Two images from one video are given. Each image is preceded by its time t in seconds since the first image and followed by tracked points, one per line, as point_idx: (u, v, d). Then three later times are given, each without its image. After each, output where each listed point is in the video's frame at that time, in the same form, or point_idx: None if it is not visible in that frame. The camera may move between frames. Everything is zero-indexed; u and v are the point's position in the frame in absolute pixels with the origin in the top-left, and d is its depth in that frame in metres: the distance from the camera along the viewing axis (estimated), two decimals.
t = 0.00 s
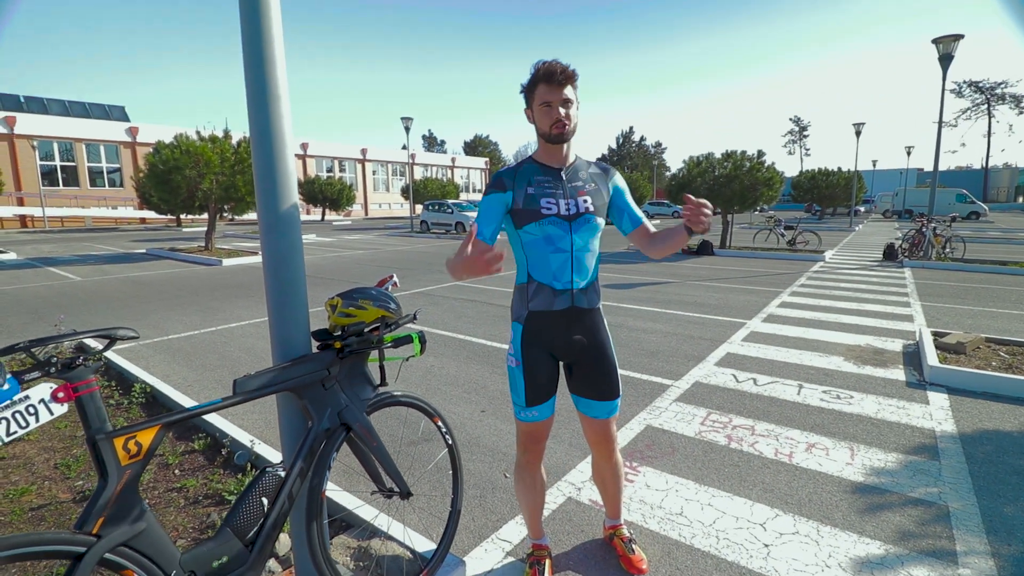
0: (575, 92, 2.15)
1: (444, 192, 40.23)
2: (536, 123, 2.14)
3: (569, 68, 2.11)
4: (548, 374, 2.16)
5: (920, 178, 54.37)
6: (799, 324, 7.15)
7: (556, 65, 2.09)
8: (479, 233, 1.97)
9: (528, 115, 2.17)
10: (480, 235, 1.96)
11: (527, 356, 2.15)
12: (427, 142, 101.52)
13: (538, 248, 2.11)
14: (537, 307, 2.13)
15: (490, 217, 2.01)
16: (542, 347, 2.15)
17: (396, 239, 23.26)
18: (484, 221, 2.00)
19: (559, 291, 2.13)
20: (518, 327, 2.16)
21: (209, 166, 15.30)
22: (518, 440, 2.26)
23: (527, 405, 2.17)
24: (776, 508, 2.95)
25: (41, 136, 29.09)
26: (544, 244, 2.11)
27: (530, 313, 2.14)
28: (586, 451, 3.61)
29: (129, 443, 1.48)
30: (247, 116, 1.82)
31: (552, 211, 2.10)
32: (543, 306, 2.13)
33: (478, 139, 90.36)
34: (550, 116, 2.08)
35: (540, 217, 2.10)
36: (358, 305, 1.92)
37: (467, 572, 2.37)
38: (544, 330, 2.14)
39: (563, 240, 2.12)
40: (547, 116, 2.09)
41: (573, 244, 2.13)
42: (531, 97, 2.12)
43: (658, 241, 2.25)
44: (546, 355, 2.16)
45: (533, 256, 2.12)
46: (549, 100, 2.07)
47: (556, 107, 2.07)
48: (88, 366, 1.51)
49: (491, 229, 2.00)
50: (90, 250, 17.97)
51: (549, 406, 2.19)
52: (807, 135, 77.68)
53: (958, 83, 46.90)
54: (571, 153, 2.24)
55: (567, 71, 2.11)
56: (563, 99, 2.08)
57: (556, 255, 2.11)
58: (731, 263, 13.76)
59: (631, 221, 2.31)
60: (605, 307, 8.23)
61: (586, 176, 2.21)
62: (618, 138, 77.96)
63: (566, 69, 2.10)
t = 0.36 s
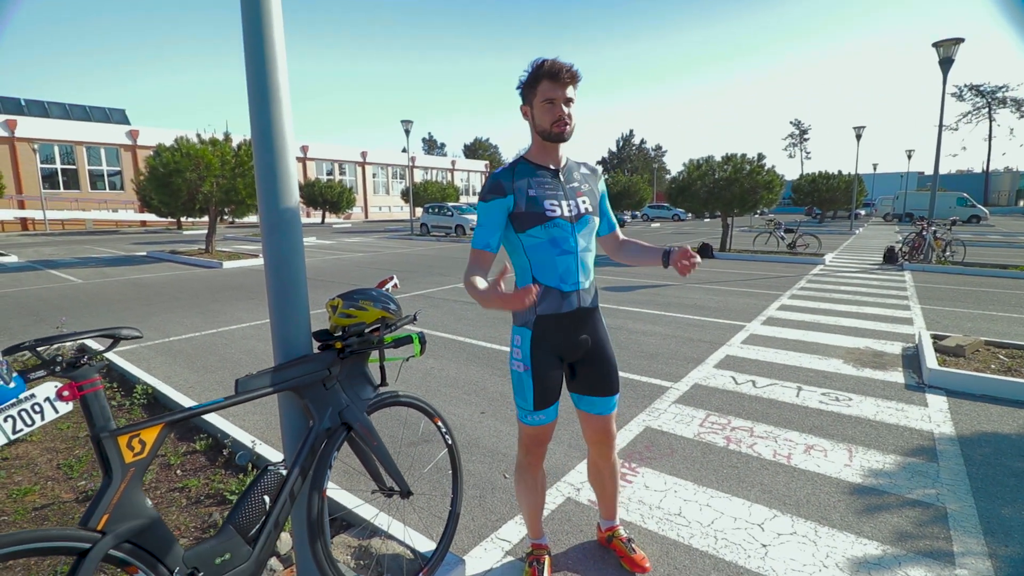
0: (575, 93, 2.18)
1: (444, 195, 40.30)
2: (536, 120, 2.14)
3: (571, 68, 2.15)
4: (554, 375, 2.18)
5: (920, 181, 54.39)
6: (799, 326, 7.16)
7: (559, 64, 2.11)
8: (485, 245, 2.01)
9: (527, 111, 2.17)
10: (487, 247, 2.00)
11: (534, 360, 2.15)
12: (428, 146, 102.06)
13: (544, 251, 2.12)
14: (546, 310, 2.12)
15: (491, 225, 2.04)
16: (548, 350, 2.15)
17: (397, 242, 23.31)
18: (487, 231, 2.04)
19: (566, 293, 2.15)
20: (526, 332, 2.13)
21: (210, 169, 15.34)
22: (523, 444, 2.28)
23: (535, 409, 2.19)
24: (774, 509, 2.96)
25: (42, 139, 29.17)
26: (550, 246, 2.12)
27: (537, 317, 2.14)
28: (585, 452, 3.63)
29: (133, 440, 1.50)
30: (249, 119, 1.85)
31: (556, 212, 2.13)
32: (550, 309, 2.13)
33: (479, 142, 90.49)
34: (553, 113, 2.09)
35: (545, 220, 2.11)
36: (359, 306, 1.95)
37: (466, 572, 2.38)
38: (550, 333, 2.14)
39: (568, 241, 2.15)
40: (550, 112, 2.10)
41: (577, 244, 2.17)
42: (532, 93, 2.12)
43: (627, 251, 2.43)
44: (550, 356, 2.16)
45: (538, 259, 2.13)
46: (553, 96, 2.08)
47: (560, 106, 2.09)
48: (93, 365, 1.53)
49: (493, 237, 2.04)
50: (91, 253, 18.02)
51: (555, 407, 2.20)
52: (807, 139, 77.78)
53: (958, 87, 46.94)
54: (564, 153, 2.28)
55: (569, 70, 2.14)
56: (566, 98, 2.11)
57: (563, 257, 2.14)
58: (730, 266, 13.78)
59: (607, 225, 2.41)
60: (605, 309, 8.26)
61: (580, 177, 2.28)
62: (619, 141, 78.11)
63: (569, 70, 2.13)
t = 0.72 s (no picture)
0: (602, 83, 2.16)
1: (462, 185, 40.36)
2: (561, 108, 2.13)
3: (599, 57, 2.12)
4: (576, 364, 2.19)
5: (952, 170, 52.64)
6: (823, 318, 7.04)
7: (587, 53, 2.10)
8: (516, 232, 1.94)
9: (553, 98, 2.16)
10: (515, 235, 1.91)
11: (558, 349, 2.15)
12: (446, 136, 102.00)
13: (568, 240, 2.12)
14: (569, 299, 2.13)
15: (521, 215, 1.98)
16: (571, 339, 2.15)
17: (415, 232, 23.46)
18: (516, 218, 1.96)
19: (589, 282, 2.16)
20: (550, 323, 2.12)
21: (234, 161, 15.58)
22: (548, 434, 2.29)
23: (558, 399, 2.20)
24: (794, 501, 2.95)
25: (72, 133, 29.93)
26: (573, 235, 2.12)
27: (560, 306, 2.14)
28: (602, 441, 3.64)
29: (166, 420, 1.56)
30: (273, 112, 1.88)
31: (580, 201, 2.14)
32: (574, 297, 2.13)
33: (498, 133, 90.33)
34: (578, 102, 2.09)
35: (570, 209, 2.11)
36: (380, 294, 1.98)
37: (483, 556, 2.42)
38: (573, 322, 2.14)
39: (589, 230, 2.16)
40: (574, 101, 2.09)
41: (597, 234, 2.19)
42: (559, 81, 2.11)
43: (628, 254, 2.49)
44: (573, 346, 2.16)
45: (561, 247, 2.12)
46: (578, 86, 2.07)
47: (585, 95, 2.08)
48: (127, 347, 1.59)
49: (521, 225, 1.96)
50: (120, 243, 18.51)
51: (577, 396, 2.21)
52: (834, 125, 75.75)
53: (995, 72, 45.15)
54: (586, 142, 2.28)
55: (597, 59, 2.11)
56: (592, 88, 2.10)
57: (585, 246, 2.15)
58: (753, 257, 13.56)
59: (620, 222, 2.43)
60: (624, 300, 8.21)
61: (601, 167, 2.30)
62: (639, 130, 77.27)
63: (598, 59, 2.11)
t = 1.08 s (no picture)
0: (635, 68, 2.11)
1: (490, 174, 40.33)
2: (590, 95, 2.13)
3: (631, 42, 2.08)
4: (603, 350, 2.18)
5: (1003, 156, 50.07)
6: (861, 310, 6.83)
7: (616, 39, 2.06)
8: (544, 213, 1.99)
9: (584, 86, 2.16)
10: (544, 214, 1.98)
11: (584, 334, 2.17)
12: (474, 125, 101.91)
13: (597, 224, 2.11)
14: (597, 284, 2.12)
15: (549, 196, 2.03)
16: (598, 325, 2.16)
17: (443, 222, 23.60)
18: (544, 199, 2.01)
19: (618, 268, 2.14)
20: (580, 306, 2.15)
21: (267, 151, 15.90)
22: (571, 417, 2.31)
23: (582, 383, 2.21)
24: (827, 494, 2.89)
25: (113, 125, 30.99)
26: (602, 219, 2.11)
27: (587, 291, 2.14)
28: (630, 430, 3.63)
29: (211, 398, 1.62)
30: (308, 100, 1.91)
31: (611, 185, 2.11)
32: (602, 284, 2.12)
33: (525, 121, 89.79)
34: (604, 90, 2.08)
35: (599, 192, 2.10)
36: (411, 280, 2.02)
37: (511, 538, 2.46)
38: (600, 308, 2.14)
39: (621, 215, 2.13)
40: (600, 89, 2.08)
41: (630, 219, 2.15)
42: (589, 68, 2.10)
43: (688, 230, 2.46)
44: (598, 332, 2.17)
45: (590, 231, 2.11)
46: (604, 74, 2.06)
47: (611, 83, 2.06)
48: (174, 329, 1.66)
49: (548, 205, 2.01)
50: (159, 232, 19.15)
51: (602, 382, 2.21)
52: (876, 110, 72.80)
53: None
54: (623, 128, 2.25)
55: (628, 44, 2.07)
56: (619, 74, 2.06)
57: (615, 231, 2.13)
58: (787, 247, 13.21)
59: (667, 204, 2.46)
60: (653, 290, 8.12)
61: (637, 152, 2.25)
62: (669, 118, 75.76)
63: (628, 44, 2.07)
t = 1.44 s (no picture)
0: (640, 46, 1.97)
1: (501, 159, 40.08)
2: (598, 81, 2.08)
3: (630, 19, 1.95)
4: (617, 331, 2.18)
5: None
6: (882, 291, 6.70)
7: (614, 20, 1.96)
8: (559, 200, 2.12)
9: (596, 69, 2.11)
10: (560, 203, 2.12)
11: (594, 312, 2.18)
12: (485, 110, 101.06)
13: (608, 205, 2.12)
14: (606, 263, 2.14)
15: (563, 181, 2.11)
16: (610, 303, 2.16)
17: (455, 207, 23.56)
18: (557, 185, 2.12)
19: (630, 248, 2.12)
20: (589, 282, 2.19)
21: (279, 138, 15.92)
22: (586, 395, 2.31)
23: (593, 360, 2.21)
24: (849, 476, 2.86)
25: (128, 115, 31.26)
26: (614, 199, 2.11)
27: (599, 269, 2.16)
28: (648, 412, 3.62)
29: (234, 379, 1.64)
30: (323, 78, 1.89)
31: (622, 165, 2.08)
32: (612, 263, 2.13)
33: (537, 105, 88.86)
34: (604, 77, 2.01)
35: (610, 173, 2.09)
36: (429, 262, 2.00)
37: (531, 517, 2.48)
38: (612, 286, 2.14)
39: (634, 196, 2.10)
40: (601, 77, 2.03)
41: (645, 199, 2.10)
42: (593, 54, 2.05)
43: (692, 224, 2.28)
44: (612, 312, 2.17)
45: (603, 211, 2.13)
46: (601, 61, 1.99)
47: (609, 69, 1.99)
48: (197, 311, 1.67)
49: (562, 193, 2.12)
50: (176, 221, 19.36)
51: (615, 362, 2.20)
52: (897, 87, 70.89)
53: None
54: (644, 106, 2.13)
55: (626, 22, 1.95)
56: (617, 59, 1.96)
57: (626, 211, 2.11)
58: (805, 228, 12.98)
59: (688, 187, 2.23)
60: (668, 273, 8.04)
61: (663, 129, 2.13)
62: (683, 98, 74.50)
63: (627, 24, 1.95)
